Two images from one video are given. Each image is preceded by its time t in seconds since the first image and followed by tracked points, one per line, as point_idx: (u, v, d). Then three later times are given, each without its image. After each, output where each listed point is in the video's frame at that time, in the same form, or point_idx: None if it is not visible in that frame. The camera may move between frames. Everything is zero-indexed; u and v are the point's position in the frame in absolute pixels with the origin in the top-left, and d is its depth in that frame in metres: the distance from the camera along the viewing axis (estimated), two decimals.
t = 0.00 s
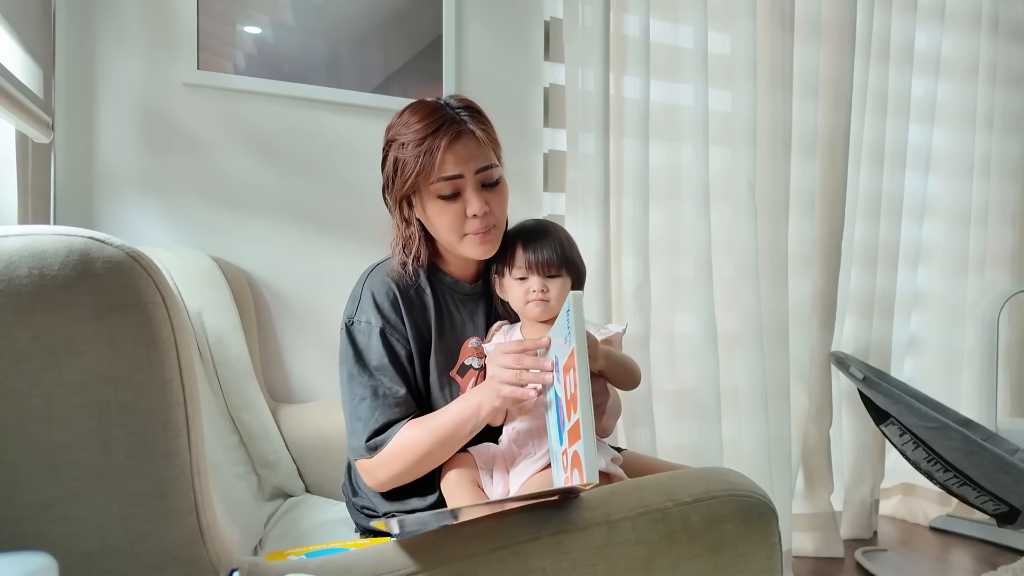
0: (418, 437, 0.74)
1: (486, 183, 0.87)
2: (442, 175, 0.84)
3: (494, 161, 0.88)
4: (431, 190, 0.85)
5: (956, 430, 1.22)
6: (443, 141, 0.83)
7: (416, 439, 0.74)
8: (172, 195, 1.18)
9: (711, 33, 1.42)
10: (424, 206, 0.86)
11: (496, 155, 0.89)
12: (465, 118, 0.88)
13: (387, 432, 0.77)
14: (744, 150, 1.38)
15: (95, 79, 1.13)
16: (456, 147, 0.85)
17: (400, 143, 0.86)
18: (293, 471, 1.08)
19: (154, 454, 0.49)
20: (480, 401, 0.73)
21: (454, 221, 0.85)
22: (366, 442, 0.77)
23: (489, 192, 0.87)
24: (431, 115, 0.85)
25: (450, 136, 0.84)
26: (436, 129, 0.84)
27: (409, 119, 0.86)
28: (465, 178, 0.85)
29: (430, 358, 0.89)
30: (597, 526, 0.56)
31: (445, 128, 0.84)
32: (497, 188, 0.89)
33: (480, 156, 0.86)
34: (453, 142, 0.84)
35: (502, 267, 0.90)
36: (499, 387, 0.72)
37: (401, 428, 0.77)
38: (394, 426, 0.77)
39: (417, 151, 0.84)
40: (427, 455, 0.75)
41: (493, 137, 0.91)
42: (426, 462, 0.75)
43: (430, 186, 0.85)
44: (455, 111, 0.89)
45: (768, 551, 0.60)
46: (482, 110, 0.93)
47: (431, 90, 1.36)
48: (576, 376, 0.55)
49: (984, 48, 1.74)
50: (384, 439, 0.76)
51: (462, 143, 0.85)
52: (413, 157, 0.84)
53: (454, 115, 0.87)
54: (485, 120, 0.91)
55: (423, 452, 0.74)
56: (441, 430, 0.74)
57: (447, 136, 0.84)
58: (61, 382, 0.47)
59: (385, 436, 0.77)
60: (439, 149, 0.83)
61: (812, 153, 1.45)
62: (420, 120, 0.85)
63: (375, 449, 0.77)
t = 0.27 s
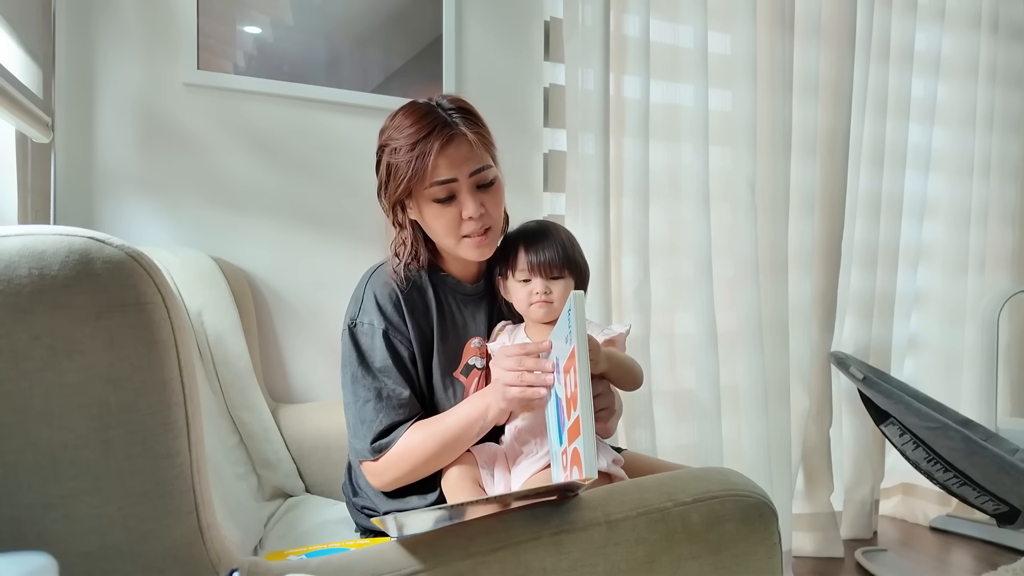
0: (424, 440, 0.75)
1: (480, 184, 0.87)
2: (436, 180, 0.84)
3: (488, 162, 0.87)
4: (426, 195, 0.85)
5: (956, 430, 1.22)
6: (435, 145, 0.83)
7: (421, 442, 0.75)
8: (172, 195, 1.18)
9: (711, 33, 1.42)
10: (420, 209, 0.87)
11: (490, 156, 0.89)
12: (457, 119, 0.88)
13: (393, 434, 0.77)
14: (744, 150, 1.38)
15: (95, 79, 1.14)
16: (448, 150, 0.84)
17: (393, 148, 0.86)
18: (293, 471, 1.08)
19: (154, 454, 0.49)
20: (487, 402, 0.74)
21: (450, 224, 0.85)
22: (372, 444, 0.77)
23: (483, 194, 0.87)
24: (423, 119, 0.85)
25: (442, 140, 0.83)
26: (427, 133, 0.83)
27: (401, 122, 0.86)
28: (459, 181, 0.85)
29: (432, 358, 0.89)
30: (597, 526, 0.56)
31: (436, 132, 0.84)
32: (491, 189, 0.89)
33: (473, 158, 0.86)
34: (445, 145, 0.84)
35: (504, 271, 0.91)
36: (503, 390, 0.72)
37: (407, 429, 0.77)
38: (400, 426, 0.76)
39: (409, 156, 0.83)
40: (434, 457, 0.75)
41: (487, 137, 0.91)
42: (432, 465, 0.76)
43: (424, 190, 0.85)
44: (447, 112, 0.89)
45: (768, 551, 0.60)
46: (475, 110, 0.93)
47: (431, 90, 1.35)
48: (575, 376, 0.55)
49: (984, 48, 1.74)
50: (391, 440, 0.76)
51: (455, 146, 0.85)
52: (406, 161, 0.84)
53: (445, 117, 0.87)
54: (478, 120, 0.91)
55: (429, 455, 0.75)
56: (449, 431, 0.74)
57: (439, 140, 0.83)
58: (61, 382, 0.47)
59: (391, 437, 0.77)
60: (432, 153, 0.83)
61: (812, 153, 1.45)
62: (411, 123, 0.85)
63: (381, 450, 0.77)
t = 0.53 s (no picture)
0: (424, 441, 0.75)
1: (476, 184, 0.87)
2: (430, 181, 0.84)
3: (482, 162, 0.87)
4: (421, 195, 0.85)
5: (956, 430, 1.22)
6: (427, 146, 0.83)
7: (421, 443, 0.75)
8: (172, 195, 1.18)
9: (711, 33, 1.42)
10: (416, 210, 0.87)
11: (485, 155, 0.89)
12: (450, 119, 0.87)
13: (393, 434, 0.78)
14: (744, 150, 1.38)
15: (95, 79, 1.13)
16: (441, 150, 0.84)
17: (388, 150, 0.86)
18: (293, 471, 1.08)
19: (154, 454, 0.49)
20: (489, 403, 0.73)
21: (447, 224, 0.85)
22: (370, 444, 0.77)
23: (479, 194, 0.87)
24: (417, 119, 0.85)
25: (436, 140, 0.83)
26: (420, 134, 0.83)
27: (395, 123, 0.86)
28: (453, 181, 0.85)
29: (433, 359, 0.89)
30: (597, 526, 0.56)
31: (429, 132, 0.83)
32: (487, 189, 0.88)
33: (468, 158, 0.86)
34: (438, 145, 0.84)
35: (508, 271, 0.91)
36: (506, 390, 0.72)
37: (407, 430, 0.77)
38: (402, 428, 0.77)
39: (403, 157, 0.83)
40: (433, 457, 0.75)
41: (482, 136, 0.90)
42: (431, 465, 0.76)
43: (419, 191, 0.85)
44: (441, 112, 0.88)
45: (768, 551, 0.60)
46: (470, 109, 0.92)
47: (431, 90, 1.35)
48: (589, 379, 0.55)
49: (984, 48, 1.74)
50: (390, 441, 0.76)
51: (448, 146, 0.84)
52: (400, 163, 0.84)
53: (438, 117, 0.86)
54: (473, 119, 0.90)
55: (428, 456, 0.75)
56: (450, 432, 0.74)
57: (432, 140, 0.83)
58: (61, 382, 0.47)
59: (391, 438, 0.77)
60: (425, 154, 0.83)
61: (812, 154, 1.45)
62: (406, 124, 0.85)
63: (381, 451, 0.77)
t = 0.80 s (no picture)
0: (425, 444, 0.74)
1: (480, 181, 0.87)
2: (435, 176, 0.84)
3: (487, 159, 0.88)
4: (426, 191, 0.85)
5: (956, 430, 1.22)
6: (433, 141, 0.84)
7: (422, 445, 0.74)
8: (172, 195, 1.18)
9: (711, 33, 1.42)
10: (420, 206, 0.87)
11: (490, 153, 0.89)
12: (456, 117, 0.88)
13: (393, 433, 0.77)
14: (744, 150, 1.38)
15: (95, 80, 1.14)
16: (447, 146, 0.85)
17: (393, 146, 0.87)
18: (293, 471, 1.08)
19: (154, 454, 0.49)
20: (495, 407, 0.73)
21: (450, 220, 0.85)
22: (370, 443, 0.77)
23: (483, 190, 0.87)
24: (422, 116, 0.86)
25: (440, 136, 0.84)
26: (426, 130, 0.84)
27: (401, 121, 0.87)
28: (457, 177, 0.85)
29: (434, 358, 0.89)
30: (597, 526, 0.56)
31: (435, 128, 0.84)
32: (492, 186, 0.89)
33: (472, 154, 0.86)
34: (443, 141, 0.84)
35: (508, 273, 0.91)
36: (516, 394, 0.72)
37: (407, 428, 0.77)
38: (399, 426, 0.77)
39: (408, 152, 0.84)
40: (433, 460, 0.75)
41: (486, 135, 0.91)
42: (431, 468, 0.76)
43: (423, 186, 0.85)
44: (446, 110, 0.89)
45: (768, 551, 0.60)
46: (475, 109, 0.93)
47: (431, 90, 1.36)
48: (607, 381, 0.55)
49: (984, 48, 1.74)
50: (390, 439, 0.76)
51: (454, 142, 0.85)
52: (405, 158, 0.85)
53: (445, 115, 0.87)
54: (478, 118, 0.92)
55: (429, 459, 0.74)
56: (453, 436, 0.74)
57: (438, 135, 0.84)
58: (61, 382, 0.47)
59: (391, 436, 0.77)
60: (430, 149, 0.84)
61: (812, 154, 1.45)
62: (411, 121, 0.86)
63: (381, 449, 0.77)
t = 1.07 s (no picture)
0: (425, 445, 0.74)
1: (490, 180, 0.88)
2: (448, 173, 0.84)
3: (497, 159, 0.89)
4: (437, 189, 0.85)
5: (956, 430, 1.22)
6: (448, 139, 0.84)
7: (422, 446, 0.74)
8: (172, 195, 1.18)
9: (711, 33, 1.42)
10: (430, 204, 0.87)
11: (499, 153, 0.90)
12: (467, 115, 0.89)
13: (392, 432, 0.77)
14: (744, 150, 1.38)
15: (95, 80, 1.14)
16: (460, 144, 0.85)
17: (405, 143, 0.86)
18: (293, 471, 1.08)
19: (154, 454, 0.49)
20: (500, 412, 0.72)
21: (461, 218, 0.85)
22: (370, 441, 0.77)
23: (494, 190, 0.88)
24: (434, 114, 0.86)
25: (455, 134, 0.84)
26: (440, 127, 0.84)
27: (412, 119, 0.87)
28: (470, 175, 0.85)
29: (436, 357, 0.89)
30: (597, 526, 0.57)
31: (449, 125, 0.85)
32: (501, 186, 0.89)
33: (483, 153, 0.87)
34: (457, 139, 0.85)
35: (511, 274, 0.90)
36: (524, 403, 0.70)
37: (406, 428, 0.77)
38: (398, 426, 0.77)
39: (422, 150, 0.84)
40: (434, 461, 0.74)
41: (496, 135, 0.92)
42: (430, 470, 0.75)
43: (435, 184, 0.85)
44: (457, 109, 0.90)
45: (768, 551, 0.60)
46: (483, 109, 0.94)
47: (431, 90, 1.36)
48: (615, 384, 0.56)
49: (984, 48, 1.74)
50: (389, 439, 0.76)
51: (467, 140, 0.86)
52: (419, 156, 0.84)
53: (457, 113, 0.88)
54: (487, 118, 0.92)
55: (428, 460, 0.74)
56: (456, 437, 0.73)
57: (452, 133, 0.84)
58: (61, 382, 0.47)
59: (390, 436, 0.77)
60: (444, 147, 0.84)
61: (812, 154, 1.45)
62: (423, 118, 0.85)
63: (379, 448, 0.76)
